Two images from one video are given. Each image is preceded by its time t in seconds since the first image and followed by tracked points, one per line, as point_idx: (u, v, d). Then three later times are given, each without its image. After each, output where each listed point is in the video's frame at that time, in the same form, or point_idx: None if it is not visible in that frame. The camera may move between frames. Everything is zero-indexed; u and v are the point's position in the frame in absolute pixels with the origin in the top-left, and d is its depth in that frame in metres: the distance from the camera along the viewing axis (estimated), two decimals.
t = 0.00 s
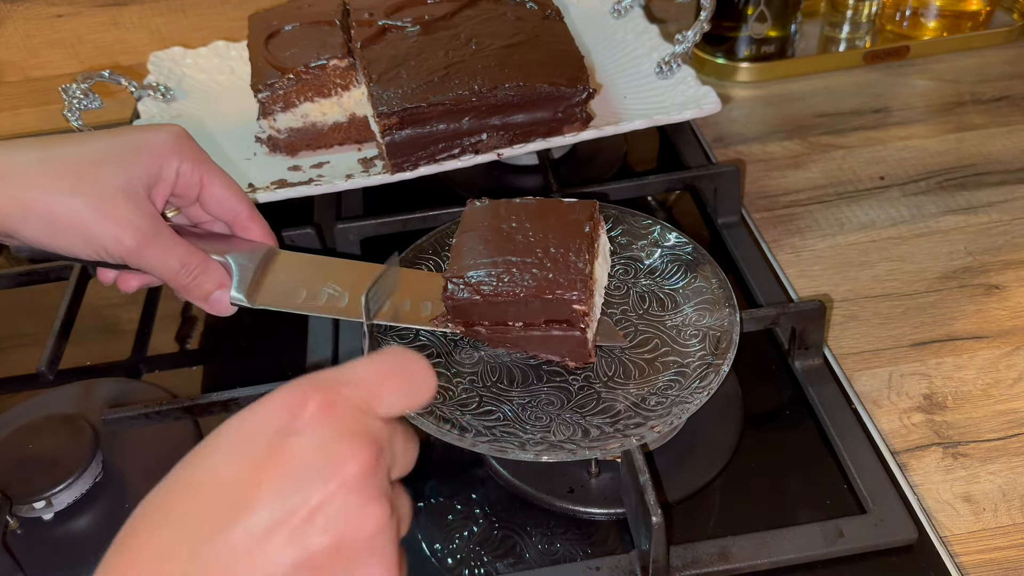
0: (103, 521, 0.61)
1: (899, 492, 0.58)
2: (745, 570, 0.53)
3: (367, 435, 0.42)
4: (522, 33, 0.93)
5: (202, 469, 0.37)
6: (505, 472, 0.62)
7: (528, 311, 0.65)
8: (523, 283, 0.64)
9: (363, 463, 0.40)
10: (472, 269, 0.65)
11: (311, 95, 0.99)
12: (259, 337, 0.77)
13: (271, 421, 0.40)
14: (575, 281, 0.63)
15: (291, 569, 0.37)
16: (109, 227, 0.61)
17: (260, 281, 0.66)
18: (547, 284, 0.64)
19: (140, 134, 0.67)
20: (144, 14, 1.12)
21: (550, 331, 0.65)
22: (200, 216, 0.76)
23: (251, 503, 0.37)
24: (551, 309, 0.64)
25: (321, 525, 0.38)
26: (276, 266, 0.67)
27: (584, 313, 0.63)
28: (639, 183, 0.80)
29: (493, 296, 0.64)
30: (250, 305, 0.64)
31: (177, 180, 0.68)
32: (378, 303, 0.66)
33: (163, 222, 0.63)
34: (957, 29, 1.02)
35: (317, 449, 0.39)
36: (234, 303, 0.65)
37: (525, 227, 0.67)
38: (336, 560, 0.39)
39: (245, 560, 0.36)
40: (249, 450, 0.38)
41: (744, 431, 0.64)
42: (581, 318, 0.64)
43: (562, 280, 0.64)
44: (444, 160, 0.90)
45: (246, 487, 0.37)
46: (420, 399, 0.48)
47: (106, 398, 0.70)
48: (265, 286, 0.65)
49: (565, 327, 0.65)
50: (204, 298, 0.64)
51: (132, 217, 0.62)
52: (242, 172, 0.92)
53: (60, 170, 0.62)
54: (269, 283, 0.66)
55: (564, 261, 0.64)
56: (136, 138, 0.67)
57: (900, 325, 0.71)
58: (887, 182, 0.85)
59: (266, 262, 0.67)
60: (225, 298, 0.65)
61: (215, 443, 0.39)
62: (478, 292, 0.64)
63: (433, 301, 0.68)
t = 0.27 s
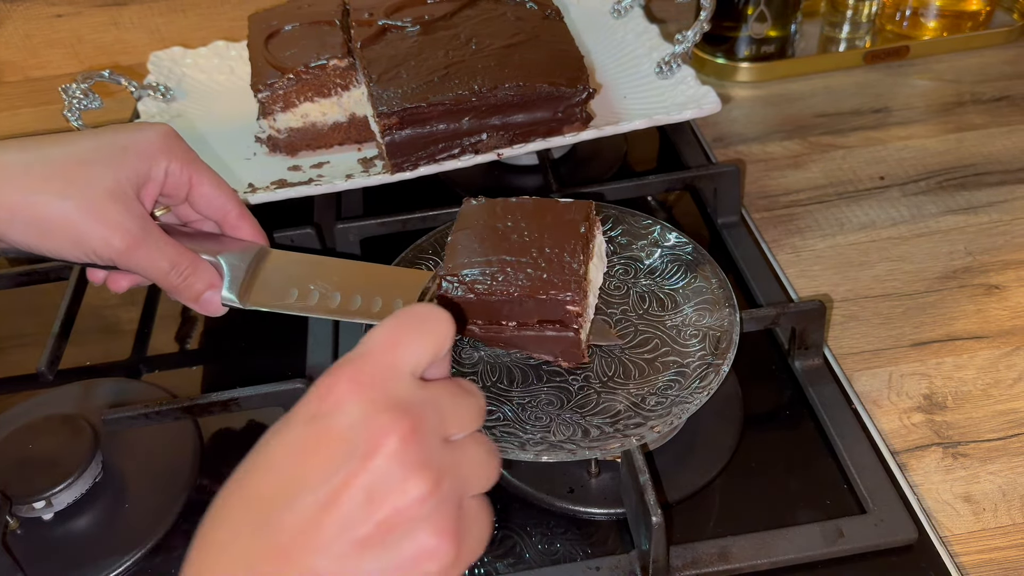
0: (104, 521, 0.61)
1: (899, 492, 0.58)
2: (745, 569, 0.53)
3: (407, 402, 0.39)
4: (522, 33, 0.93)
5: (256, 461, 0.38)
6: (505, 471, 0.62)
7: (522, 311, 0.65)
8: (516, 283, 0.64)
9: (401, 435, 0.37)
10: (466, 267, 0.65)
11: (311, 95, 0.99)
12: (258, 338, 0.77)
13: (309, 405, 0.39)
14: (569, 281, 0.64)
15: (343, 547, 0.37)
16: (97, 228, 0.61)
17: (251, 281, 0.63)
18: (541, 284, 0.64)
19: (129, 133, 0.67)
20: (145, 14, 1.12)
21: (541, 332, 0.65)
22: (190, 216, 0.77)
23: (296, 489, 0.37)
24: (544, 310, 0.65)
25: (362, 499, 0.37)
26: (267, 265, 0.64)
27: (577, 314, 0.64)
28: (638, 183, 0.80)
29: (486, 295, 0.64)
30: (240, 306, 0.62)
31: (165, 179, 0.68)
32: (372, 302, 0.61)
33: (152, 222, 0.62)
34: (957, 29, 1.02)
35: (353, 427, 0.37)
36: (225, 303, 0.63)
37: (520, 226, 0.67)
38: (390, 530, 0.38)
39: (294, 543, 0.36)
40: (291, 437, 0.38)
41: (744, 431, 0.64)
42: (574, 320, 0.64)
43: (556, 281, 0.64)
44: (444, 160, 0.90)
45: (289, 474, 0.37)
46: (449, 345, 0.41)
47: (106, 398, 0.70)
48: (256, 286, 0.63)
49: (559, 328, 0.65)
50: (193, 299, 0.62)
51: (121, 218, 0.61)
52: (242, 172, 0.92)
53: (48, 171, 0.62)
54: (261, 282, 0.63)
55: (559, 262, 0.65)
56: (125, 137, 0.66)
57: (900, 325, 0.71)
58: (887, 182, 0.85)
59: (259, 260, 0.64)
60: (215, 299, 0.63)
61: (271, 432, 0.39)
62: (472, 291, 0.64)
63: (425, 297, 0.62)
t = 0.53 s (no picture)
0: (104, 521, 0.61)
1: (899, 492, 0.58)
2: (745, 569, 0.53)
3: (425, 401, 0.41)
4: (522, 33, 0.93)
5: (281, 470, 0.39)
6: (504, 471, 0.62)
7: (507, 308, 0.65)
8: (502, 280, 0.63)
9: (422, 432, 0.39)
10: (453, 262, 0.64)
11: (311, 95, 0.99)
12: (258, 338, 0.77)
13: (329, 411, 0.40)
14: (555, 282, 0.63)
15: (371, 546, 0.38)
16: (72, 232, 0.60)
17: (228, 283, 0.63)
18: (527, 282, 0.63)
19: (104, 135, 0.65)
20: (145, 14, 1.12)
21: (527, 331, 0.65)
22: (166, 219, 0.75)
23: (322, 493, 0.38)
24: (529, 309, 0.64)
25: (387, 498, 0.38)
26: (245, 267, 0.64)
27: (562, 315, 0.63)
28: (638, 182, 0.79)
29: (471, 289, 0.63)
30: (218, 307, 0.61)
31: (140, 182, 0.66)
32: (351, 302, 0.61)
33: (128, 225, 0.62)
34: (957, 29, 1.02)
35: (375, 428, 0.39)
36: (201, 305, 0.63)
37: (509, 223, 0.66)
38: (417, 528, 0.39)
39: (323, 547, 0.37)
40: (313, 442, 0.39)
41: (743, 431, 0.64)
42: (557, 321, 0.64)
43: (542, 280, 0.63)
44: (444, 160, 0.90)
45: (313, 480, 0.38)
46: (461, 343, 0.43)
47: (106, 398, 0.70)
48: (233, 288, 0.63)
49: (542, 328, 0.65)
50: (169, 301, 0.62)
51: (96, 221, 0.60)
52: (242, 172, 0.92)
53: (21, 173, 0.61)
54: (238, 284, 0.63)
55: (545, 262, 0.64)
56: (99, 139, 0.65)
57: (899, 325, 0.71)
58: (887, 182, 0.85)
59: (236, 261, 0.64)
60: (191, 301, 0.63)
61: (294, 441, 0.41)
62: (457, 285, 0.63)
63: (403, 300, 0.62)
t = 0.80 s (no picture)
0: (104, 521, 0.61)
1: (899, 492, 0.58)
2: (745, 570, 0.53)
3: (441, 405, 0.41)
4: (521, 33, 0.93)
5: (298, 477, 0.40)
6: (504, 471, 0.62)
7: (519, 313, 0.64)
8: (514, 286, 0.63)
9: (438, 438, 0.39)
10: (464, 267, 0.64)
11: (311, 95, 0.99)
12: (258, 338, 0.77)
13: (345, 418, 0.40)
14: (568, 288, 0.63)
15: (388, 553, 0.38)
16: (42, 220, 0.60)
17: (200, 274, 0.60)
18: (541, 288, 0.63)
19: (79, 127, 0.66)
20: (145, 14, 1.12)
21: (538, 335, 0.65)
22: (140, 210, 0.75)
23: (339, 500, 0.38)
24: (540, 313, 0.64)
25: (404, 504, 0.38)
26: (219, 259, 0.61)
27: (575, 319, 0.63)
28: (638, 182, 0.79)
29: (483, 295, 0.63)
30: (189, 299, 0.58)
31: (114, 172, 0.67)
32: (325, 296, 0.59)
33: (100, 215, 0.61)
34: (957, 29, 1.02)
35: (391, 435, 0.39)
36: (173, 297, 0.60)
37: (520, 226, 0.66)
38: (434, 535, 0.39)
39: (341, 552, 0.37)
40: (329, 449, 0.39)
41: (744, 431, 0.64)
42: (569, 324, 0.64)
43: (556, 286, 0.63)
44: (444, 160, 0.90)
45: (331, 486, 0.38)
46: (475, 349, 0.43)
47: (105, 398, 0.69)
48: (206, 280, 0.60)
49: (554, 333, 0.64)
50: (141, 292, 0.61)
51: (68, 211, 0.60)
52: (242, 172, 0.92)
53: None
54: (211, 276, 0.60)
55: (558, 266, 0.64)
56: (73, 131, 0.66)
57: (899, 325, 0.71)
58: (887, 182, 0.85)
59: (209, 252, 0.61)
60: (163, 293, 0.61)
61: (311, 449, 0.41)
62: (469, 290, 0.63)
63: (378, 296, 0.60)
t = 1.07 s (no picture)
0: (103, 521, 0.61)
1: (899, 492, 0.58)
2: (745, 570, 0.53)
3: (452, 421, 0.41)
4: (521, 33, 0.93)
5: (306, 494, 0.39)
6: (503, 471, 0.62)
7: (528, 328, 0.63)
8: (523, 300, 0.63)
9: (449, 453, 0.39)
10: (470, 285, 0.63)
11: (311, 95, 0.99)
12: (258, 338, 0.77)
13: (355, 433, 0.40)
14: (575, 298, 0.63)
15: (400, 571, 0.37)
16: None
17: (130, 247, 0.56)
18: (549, 299, 0.63)
19: None
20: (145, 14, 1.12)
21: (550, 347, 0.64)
22: (71, 177, 0.67)
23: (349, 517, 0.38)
24: (551, 326, 0.63)
25: (416, 521, 0.38)
26: (150, 232, 0.58)
27: (586, 328, 0.62)
28: (638, 182, 0.79)
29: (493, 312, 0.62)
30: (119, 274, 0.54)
31: (43, 140, 0.60)
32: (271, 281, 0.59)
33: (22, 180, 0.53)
34: (957, 29, 1.02)
35: (402, 450, 0.39)
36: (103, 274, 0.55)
37: (520, 237, 0.66)
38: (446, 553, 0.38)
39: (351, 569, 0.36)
40: (338, 465, 0.39)
41: (744, 431, 0.64)
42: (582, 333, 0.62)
43: (563, 296, 0.63)
44: (444, 160, 0.90)
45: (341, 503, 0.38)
46: (486, 365, 0.43)
47: (105, 398, 0.69)
48: (136, 253, 0.56)
49: (566, 344, 0.63)
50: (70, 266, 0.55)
51: None
52: (241, 172, 0.92)
53: None
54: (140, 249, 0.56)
55: (563, 274, 0.64)
56: None
57: (899, 325, 0.71)
58: (888, 182, 0.85)
59: (140, 226, 0.57)
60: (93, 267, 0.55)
61: (318, 466, 0.40)
62: (477, 310, 0.62)
63: (328, 282, 0.61)
